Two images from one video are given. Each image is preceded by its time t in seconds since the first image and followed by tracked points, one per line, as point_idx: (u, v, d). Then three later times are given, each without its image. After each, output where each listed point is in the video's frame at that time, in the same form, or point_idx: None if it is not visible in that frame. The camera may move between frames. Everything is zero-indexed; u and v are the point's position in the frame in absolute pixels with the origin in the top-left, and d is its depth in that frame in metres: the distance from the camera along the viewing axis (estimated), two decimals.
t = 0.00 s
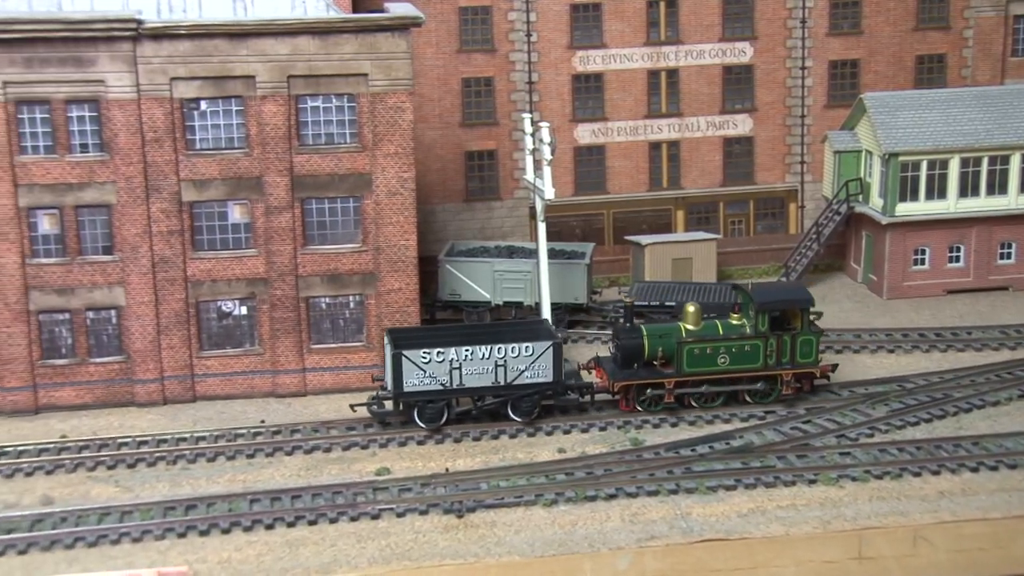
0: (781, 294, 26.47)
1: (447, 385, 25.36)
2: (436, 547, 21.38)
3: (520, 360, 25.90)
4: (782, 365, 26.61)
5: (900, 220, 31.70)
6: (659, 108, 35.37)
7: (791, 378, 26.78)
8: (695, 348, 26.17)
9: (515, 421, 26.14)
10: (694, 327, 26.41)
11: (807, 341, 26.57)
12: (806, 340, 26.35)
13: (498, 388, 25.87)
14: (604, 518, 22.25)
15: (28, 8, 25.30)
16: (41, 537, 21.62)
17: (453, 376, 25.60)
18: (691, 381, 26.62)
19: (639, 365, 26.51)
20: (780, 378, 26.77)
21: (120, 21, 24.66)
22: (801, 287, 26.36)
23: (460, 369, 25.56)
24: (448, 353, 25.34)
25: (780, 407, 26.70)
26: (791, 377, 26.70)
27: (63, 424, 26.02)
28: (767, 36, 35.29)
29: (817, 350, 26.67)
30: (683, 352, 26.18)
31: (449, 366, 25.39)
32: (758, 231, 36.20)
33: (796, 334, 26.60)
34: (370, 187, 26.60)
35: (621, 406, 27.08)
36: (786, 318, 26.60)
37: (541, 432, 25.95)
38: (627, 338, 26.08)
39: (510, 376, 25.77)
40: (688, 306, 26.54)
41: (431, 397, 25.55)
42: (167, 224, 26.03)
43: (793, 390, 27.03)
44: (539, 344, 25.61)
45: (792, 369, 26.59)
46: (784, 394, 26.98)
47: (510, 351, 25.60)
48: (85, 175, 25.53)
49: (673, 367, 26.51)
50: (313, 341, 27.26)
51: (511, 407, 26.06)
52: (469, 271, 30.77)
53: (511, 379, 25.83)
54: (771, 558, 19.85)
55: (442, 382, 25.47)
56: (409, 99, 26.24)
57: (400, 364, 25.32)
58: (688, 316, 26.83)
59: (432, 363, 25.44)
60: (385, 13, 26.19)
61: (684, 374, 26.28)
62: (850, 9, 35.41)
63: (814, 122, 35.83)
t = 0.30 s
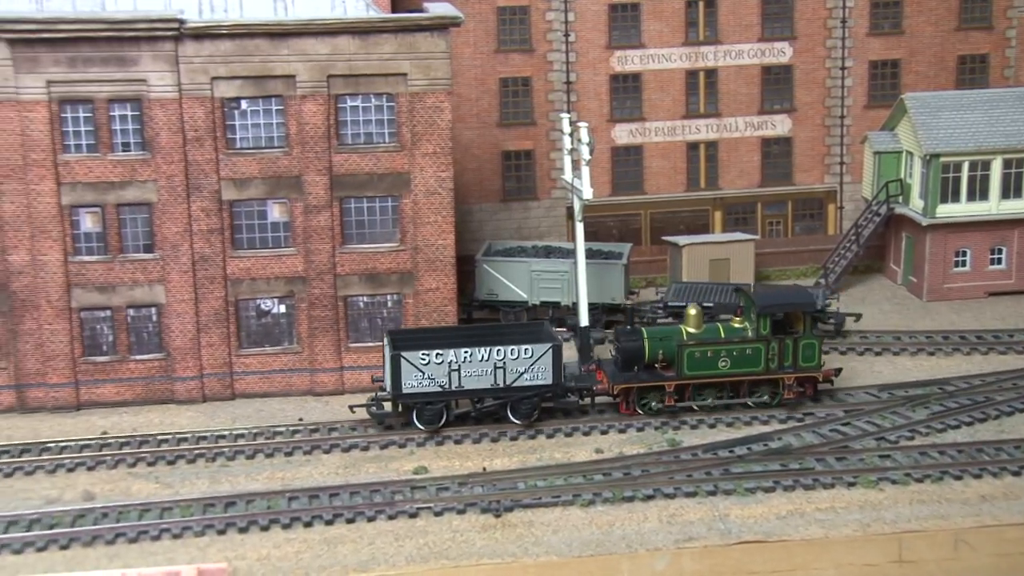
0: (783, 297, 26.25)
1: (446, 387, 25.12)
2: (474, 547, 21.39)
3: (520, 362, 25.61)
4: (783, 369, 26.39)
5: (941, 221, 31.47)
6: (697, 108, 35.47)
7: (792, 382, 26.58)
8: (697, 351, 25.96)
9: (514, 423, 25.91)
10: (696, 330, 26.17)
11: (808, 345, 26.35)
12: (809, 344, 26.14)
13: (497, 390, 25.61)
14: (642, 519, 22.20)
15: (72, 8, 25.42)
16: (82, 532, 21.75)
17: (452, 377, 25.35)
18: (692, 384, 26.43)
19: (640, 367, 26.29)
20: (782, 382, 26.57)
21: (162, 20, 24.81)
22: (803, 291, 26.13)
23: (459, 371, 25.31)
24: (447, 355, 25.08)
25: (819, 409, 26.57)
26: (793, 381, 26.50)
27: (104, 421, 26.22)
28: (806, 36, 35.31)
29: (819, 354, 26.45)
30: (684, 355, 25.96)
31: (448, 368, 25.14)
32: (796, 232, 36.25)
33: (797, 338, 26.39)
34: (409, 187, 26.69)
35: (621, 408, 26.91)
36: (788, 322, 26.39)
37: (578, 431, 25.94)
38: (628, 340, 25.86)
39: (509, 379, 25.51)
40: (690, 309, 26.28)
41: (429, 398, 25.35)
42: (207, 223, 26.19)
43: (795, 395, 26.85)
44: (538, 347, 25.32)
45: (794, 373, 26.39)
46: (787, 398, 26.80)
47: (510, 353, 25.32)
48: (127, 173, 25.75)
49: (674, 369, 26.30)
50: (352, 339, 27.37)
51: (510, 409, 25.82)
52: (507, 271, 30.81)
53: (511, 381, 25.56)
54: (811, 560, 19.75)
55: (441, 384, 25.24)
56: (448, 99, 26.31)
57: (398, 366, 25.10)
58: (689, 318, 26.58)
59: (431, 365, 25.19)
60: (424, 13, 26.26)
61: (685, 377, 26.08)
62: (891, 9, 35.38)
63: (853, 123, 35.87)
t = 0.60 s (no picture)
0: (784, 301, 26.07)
1: (443, 389, 25.23)
2: (510, 546, 21.36)
3: (517, 364, 25.68)
4: (784, 372, 26.22)
5: (981, 222, 31.22)
6: (735, 108, 35.71)
7: (793, 386, 26.38)
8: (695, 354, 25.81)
9: (511, 425, 25.95)
10: (696, 333, 26.01)
11: (809, 348, 26.16)
12: (810, 347, 25.96)
13: (494, 392, 25.67)
14: (678, 520, 22.12)
15: (113, 8, 25.63)
16: (121, 528, 21.81)
17: (449, 379, 25.46)
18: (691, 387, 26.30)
19: (639, 370, 26.17)
20: (782, 386, 26.38)
21: (203, 20, 24.97)
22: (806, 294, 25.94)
23: (455, 372, 25.40)
24: (443, 356, 25.18)
25: (856, 411, 26.42)
26: (793, 385, 26.32)
27: (143, 417, 26.45)
28: (845, 36, 35.46)
29: (820, 358, 26.27)
30: (682, 358, 25.82)
31: (444, 369, 25.24)
32: (834, 234, 36.42)
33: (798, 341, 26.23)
34: (445, 186, 26.77)
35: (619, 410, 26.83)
36: (789, 325, 26.23)
37: (614, 432, 25.89)
38: (627, 343, 25.70)
39: (505, 381, 25.58)
40: (689, 311, 26.11)
41: (427, 399, 25.47)
42: (245, 222, 26.33)
43: (796, 398, 26.60)
44: (535, 349, 25.37)
45: (795, 376, 26.20)
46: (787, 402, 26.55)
47: (506, 355, 25.39)
48: (166, 172, 25.94)
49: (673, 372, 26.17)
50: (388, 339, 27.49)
51: (507, 412, 25.87)
52: (542, 271, 30.84)
53: (507, 383, 25.63)
54: (849, 563, 19.71)
55: (438, 385, 25.34)
56: (485, 98, 26.35)
57: (396, 367, 25.22)
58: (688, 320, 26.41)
59: (428, 366, 25.31)
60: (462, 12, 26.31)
61: (683, 380, 25.95)
62: (931, 9, 35.47)
63: (891, 123, 36.02)
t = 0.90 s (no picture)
0: (778, 303, 25.85)
1: (434, 390, 25.22)
2: (539, 546, 21.28)
3: (509, 365, 25.63)
4: (778, 376, 26.02)
5: (1015, 224, 30.98)
6: (766, 108, 35.96)
7: (787, 390, 26.14)
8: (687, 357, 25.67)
9: (504, 426, 25.91)
10: (689, 335, 25.87)
11: (803, 352, 25.93)
12: (804, 351, 25.73)
13: (486, 393, 25.63)
14: (708, 521, 21.99)
15: (147, 8, 25.80)
16: (153, 525, 21.84)
17: (440, 380, 25.45)
18: (684, 389, 26.16)
19: (632, 372, 26.06)
20: (776, 389, 26.18)
21: (236, 20, 25.06)
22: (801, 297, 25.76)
23: (447, 374, 25.38)
24: (435, 357, 25.18)
25: (888, 412, 26.27)
26: (788, 388, 26.11)
27: (174, 415, 26.59)
28: (877, 36, 35.54)
29: (815, 361, 26.02)
30: (674, 360, 25.70)
31: (436, 371, 25.26)
32: (865, 234, 36.64)
33: (793, 344, 25.99)
34: (476, 186, 26.81)
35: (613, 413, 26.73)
36: (784, 328, 25.98)
37: (643, 432, 25.84)
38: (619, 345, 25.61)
39: (498, 382, 25.54)
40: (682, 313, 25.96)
41: (419, 401, 25.46)
42: (276, 221, 26.42)
43: (791, 402, 26.38)
44: (526, 351, 25.31)
45: (789, 380, 25.98)
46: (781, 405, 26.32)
47: (498, 356, 25.35)
48: (198, 171, 26.08)
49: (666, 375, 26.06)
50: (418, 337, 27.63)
51: (500, 413, 25.84)
52: (572, 271, 30.84)
53: (500, 385, 25.59)
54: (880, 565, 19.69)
55: (430, 387, 25.34)
56: (516, 98, 26.36)
57: (388, 368, 25.24)
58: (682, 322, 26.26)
59: (419, 367, 25.31)
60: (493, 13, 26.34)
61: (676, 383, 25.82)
62: (965, 9, 35.45)
63: (924, 124, 36.02)
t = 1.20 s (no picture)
0: (778, 305, 25.74)
1: (432, 391, 25.09)
2: (573, 546, 21.10)
3: (507, 367, 25.50)
4: (777, 378, 25.92)
5: None
6: (801, 108, 35.88)
7: (786, 393, 26.08)
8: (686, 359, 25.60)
9: (502, 428, 25.83)
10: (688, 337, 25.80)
11: (803, 354, 25.81)
12: (804, 353, 25.62)
13: (484, 395, 25.50)
14: (743, 522, 21.79)
15: (184, 8, 25.96)
16: (189, 523, 21.86)
17: (438, 382, 25.33)
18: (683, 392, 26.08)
19: (630, 374, 26.00)
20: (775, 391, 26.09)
21: (272, 20, 25.16)
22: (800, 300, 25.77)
23: (445, 375, 25.27)
24: (432, 359, 25.05)
25: (924, 415, 26.11)
26: (787, 391, 26.01)
27: (209, 413, 26.73)
28: (914, 37, 35.50)
29: (815, 364, 25.90)
30: (672, 362, 25.63)
31: (434, 373, 25.12)
32: (900, 236, 36.53)
33: (792, 347, 25.87)
34: (510, 186, 26.83)
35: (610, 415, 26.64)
36: (784, 330, 25.87)
37: (676, 433, 25.78)
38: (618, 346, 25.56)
39: (496, 384, 25.42)
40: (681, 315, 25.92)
41: (417, 403, 25.34)
42: (310, 220, 26.53)
43: (791, 405, 26.32)
44: (525, 353, 25.16)
45: (789, 382, 25.87)
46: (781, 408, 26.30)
47: (496, 358, 25.21)
48: (234, 170, 26.21)
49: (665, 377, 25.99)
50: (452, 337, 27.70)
51: (498, 414, 25.74)
52: (605, 271, 30.87)
53: (498, 387, 25.49)
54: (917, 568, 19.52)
55: (427, 388, 25.22)
56: (551, 98, 26.35)
57: (385, 369, 25.15)
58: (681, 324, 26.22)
59: (416, 369, 25.18)
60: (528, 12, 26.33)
61: (675, 385, 25.74)
62: (1003, 9, 35.41)
63: (961, 124, 35.90)
